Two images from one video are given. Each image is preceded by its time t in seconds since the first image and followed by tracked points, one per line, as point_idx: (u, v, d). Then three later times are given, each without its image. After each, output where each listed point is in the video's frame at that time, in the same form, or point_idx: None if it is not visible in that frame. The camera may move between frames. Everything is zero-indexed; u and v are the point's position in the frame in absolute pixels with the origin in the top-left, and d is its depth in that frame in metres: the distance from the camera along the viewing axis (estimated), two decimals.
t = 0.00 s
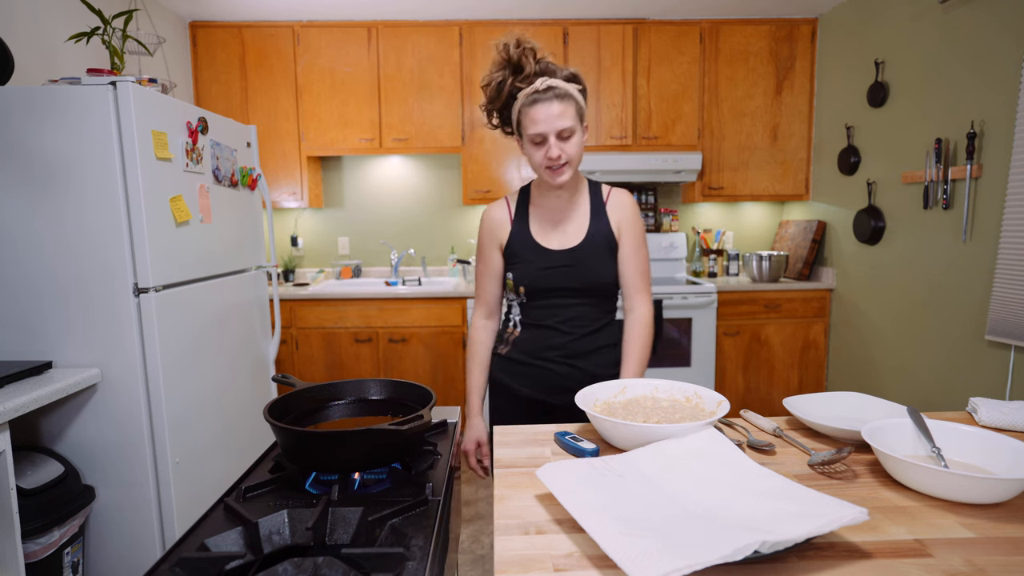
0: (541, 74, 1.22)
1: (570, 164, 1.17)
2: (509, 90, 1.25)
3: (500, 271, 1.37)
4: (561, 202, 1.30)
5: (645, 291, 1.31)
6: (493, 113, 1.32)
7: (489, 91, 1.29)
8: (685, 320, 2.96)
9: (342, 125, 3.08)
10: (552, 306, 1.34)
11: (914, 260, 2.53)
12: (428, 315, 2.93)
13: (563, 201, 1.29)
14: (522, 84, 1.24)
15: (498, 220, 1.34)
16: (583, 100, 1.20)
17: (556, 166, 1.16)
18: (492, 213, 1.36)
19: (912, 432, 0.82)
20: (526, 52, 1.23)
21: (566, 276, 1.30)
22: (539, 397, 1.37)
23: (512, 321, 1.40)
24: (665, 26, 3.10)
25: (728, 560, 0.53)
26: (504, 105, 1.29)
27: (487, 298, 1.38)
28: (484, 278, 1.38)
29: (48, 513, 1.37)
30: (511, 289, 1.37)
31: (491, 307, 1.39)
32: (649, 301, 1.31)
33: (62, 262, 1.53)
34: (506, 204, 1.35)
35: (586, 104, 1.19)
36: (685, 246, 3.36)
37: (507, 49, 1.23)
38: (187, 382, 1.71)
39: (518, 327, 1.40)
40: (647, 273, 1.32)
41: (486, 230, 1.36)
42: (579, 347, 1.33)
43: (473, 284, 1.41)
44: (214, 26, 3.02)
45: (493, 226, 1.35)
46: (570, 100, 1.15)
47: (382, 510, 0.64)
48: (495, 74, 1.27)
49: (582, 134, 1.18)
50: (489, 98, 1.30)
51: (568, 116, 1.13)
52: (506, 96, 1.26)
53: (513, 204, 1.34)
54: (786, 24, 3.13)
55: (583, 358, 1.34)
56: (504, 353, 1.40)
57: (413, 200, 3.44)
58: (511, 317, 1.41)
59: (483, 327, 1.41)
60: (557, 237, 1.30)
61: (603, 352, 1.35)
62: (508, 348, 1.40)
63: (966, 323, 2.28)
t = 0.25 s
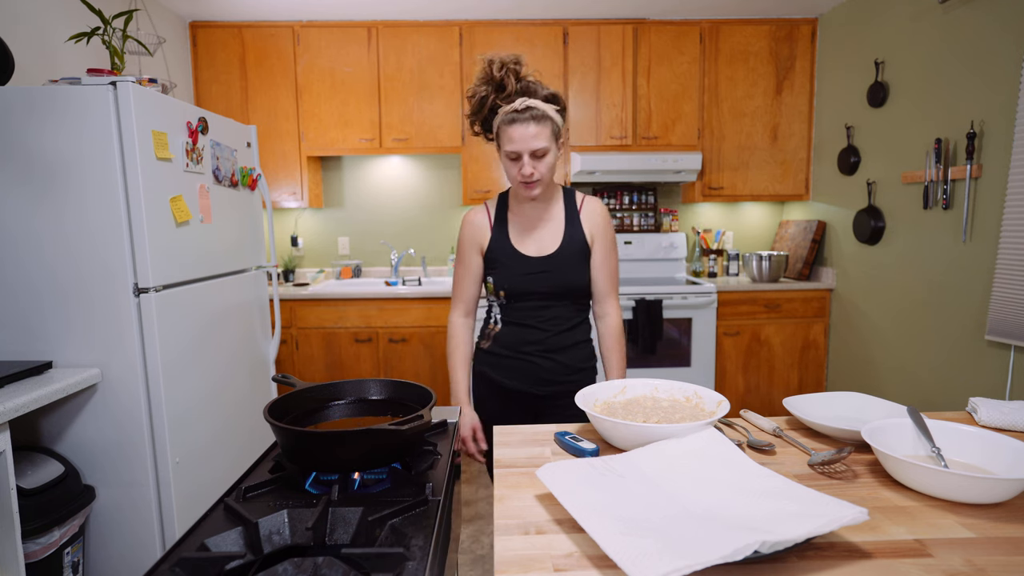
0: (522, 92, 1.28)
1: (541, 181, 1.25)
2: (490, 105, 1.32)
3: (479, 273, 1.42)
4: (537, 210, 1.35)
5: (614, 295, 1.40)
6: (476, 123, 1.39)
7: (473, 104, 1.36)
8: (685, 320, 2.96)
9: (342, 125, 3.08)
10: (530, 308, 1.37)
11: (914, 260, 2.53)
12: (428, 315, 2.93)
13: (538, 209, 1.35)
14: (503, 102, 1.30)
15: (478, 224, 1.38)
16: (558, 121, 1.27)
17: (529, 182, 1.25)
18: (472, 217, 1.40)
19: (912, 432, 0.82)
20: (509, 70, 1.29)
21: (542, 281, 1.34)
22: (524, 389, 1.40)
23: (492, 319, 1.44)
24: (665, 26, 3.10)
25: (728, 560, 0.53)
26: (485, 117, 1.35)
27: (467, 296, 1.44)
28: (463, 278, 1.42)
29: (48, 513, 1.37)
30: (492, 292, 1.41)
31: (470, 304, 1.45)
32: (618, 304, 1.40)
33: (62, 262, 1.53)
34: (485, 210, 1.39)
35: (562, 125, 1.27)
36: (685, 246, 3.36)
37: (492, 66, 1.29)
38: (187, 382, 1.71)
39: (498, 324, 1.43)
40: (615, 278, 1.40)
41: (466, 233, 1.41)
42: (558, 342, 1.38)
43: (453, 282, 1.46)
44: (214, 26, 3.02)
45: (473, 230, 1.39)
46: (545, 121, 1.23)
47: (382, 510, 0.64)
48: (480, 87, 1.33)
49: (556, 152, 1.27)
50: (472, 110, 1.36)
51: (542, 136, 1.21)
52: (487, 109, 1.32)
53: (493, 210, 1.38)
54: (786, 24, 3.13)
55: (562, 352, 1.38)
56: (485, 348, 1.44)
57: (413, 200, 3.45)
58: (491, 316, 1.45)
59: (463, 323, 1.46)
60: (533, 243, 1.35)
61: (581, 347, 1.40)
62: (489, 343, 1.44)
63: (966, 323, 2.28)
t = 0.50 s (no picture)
0: (512, 97, 1.29)
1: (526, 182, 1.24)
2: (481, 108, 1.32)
3: (472, 275, 1.43)
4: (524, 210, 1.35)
5: (609, 282, 1.43)
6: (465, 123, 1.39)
7: (465, 104, 1.37)
8: (685, 320, 2.96)
9: (342, 125, 3.08)
10: (518, 303, 1.38)
11: (914, 260, 2.53)
12: (428, 315, 2.93)
13: (524, 209, 1.35)
14: (494, 105, 1.30)
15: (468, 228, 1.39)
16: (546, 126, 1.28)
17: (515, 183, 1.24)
18: (463, 221, 1.40)
19: (912, 432, 0.83)
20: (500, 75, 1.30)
21: (530, 278, 1.35)
22: (514, 381, 1.41)
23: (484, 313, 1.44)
24: (665, 26, 3.10)
25: (728, 560, 0.53)
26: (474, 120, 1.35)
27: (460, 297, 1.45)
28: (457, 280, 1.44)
29: (48, 513, 1.36)
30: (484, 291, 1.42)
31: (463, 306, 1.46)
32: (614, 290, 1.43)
33: (62, 262, 1.53)
34: (475, 213, 1.40)
35: (550, 130, 1.27)
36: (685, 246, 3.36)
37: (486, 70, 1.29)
38: (187, 382, 1.71)
39: (490, 318, 1.44)
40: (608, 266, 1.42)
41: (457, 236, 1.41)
42: (546, 336, 1.38)
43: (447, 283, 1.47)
44: (214, 26, 3.02)
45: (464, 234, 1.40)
46: (534, 126, 1.23)
47: (382, 510, 0.64)
48: (473, 89, 1.34)
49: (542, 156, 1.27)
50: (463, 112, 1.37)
51: (531, 139, 1.21)
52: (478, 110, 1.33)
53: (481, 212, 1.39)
54: (786, 24, 3.13)
55: (551, 346, 1.39)
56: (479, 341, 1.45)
57: (413, 200, 3.45)
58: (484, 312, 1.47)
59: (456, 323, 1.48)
60: (519, 242, 1.35)
61: (571, 341, 1.41)
62: (484, 337, 1.45)
63: (966, 323, 2.28)
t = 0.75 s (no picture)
0: (495, 103, 1.29)
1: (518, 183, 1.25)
2: (467, 118, 1.33)
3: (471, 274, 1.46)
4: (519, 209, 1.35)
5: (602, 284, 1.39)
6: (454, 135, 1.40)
7: (451, 118, 1.37)
8: (685, 320, 2.96)
9: (342, 125, 3.08)
10: (513, 300, 1.38)
11: (914, 260, 2.53)
12: (428, 315, 2.93)
13: (518, 209, 1.34)
14: (478, 113, 1.31)
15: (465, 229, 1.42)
16: (532, 126, 1.28)
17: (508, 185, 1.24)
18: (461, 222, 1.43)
19: (912, 432, 0.83)
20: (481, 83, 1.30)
21: (522, 276, 1.35)
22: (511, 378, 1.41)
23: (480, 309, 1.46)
24: (665, 26, 3.10)
25: (728, 560, 0.53)
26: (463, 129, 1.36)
27: (461, 295, 1.49)
28: (457, 279, 1.47)
29: (48, 513, 1.36)
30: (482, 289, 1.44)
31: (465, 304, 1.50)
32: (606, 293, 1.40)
33: (62, 262, 1.53)
34: (472, 215, 1.41)
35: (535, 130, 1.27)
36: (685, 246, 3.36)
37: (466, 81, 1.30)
38: (187, 382, 1.71)
39: (486, 314, 1.45)
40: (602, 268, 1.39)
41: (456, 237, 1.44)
42: (541, 333, 1.38)
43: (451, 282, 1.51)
44: (214, 26, 3.02)
45: (462, 234, 1.43)
46: (521, 128, 1.23)
47: (382, 510, 0.64)
48: (456, 101, 1.35)
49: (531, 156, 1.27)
50: (451, 123, 1.37)
51: (519, 140, 1.22)
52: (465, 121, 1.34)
53: (477, 213, 1.40)
54: (786, 24, 3.13)
55: (546, 343, 1.38)
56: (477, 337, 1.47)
57: (413, 200, 3.45)
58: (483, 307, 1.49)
59: (460, 320, 1.52)
60: (514, 241, 1.35)
61: (565, 339, 1.40)
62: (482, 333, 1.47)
63: (966, 323, 2.28)
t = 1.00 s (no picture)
0: (498, 102, 1.29)
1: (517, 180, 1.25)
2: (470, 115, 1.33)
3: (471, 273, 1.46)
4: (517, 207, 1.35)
5: (589, 284, 1.35)
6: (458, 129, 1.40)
7: (456, 112, 1.38)
8: (685, 320, 2.96)
9: (342, 125, 3.08)
10: (511, 298, 1.39)
11: (914, 259, 2.53)
12: (428, 315, 2.93)
13: (516, 207, 1.35)
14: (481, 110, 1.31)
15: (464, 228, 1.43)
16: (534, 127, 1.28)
17: (506, 183, 1.25)
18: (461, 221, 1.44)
19: (912, 432, 0.83)
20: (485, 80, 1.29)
21: (518, 274, 1.35)
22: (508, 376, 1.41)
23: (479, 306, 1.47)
24: (665, 26, 3.10)
25: (728, 560, 0.53)
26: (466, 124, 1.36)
27: (462, 294, 1.49)
28: (457, 278, 1.47)
29: (48, 513, 1.36)
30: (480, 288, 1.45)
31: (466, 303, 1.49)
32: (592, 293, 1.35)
33: (63, 262, 1.53)
34: (472, 214, 1.42)
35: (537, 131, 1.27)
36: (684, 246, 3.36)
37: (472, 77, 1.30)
38: (187, 382, 1.71)
39: (484, 312, 1.46)
40: (591, 266, 1.35)
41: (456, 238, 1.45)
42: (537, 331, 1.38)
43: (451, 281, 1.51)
44: (214, 26, 3.02)
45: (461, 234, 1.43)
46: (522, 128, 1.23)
47: (382, 510, 0.64)
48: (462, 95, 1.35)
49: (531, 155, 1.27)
50: (455, 117, 1.38)
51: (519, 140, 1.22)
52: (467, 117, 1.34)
53: (477, 211, 1.41)
54: (786, 24, 3.13)
55: (542, 341, 1.38)
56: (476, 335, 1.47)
57: (413, 200, 3.45)
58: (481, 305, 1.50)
59: (461, 319, 1.51)
60: (510, 239, 1.35)
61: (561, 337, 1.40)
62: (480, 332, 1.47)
63: (966, 323, 2.28)
